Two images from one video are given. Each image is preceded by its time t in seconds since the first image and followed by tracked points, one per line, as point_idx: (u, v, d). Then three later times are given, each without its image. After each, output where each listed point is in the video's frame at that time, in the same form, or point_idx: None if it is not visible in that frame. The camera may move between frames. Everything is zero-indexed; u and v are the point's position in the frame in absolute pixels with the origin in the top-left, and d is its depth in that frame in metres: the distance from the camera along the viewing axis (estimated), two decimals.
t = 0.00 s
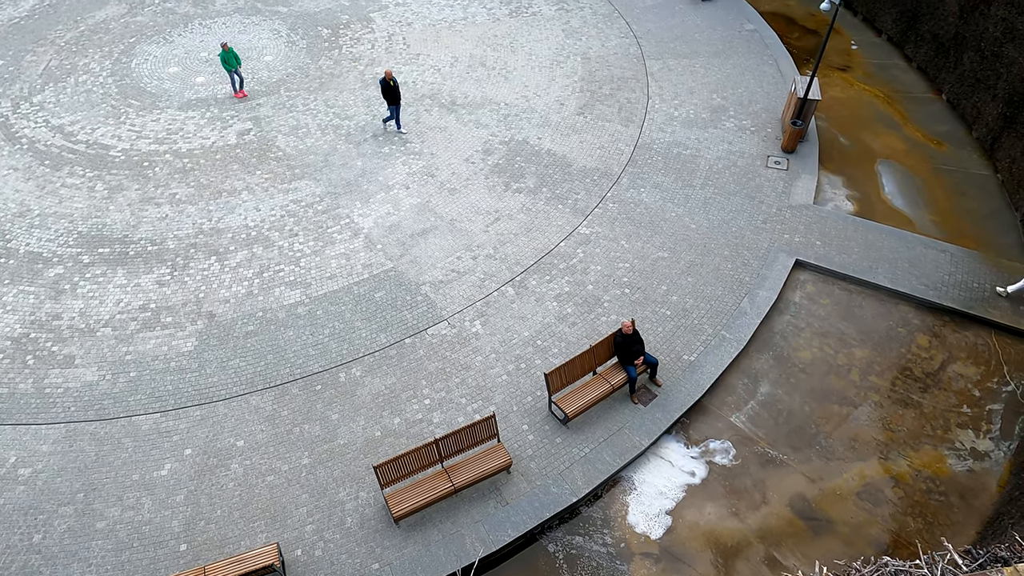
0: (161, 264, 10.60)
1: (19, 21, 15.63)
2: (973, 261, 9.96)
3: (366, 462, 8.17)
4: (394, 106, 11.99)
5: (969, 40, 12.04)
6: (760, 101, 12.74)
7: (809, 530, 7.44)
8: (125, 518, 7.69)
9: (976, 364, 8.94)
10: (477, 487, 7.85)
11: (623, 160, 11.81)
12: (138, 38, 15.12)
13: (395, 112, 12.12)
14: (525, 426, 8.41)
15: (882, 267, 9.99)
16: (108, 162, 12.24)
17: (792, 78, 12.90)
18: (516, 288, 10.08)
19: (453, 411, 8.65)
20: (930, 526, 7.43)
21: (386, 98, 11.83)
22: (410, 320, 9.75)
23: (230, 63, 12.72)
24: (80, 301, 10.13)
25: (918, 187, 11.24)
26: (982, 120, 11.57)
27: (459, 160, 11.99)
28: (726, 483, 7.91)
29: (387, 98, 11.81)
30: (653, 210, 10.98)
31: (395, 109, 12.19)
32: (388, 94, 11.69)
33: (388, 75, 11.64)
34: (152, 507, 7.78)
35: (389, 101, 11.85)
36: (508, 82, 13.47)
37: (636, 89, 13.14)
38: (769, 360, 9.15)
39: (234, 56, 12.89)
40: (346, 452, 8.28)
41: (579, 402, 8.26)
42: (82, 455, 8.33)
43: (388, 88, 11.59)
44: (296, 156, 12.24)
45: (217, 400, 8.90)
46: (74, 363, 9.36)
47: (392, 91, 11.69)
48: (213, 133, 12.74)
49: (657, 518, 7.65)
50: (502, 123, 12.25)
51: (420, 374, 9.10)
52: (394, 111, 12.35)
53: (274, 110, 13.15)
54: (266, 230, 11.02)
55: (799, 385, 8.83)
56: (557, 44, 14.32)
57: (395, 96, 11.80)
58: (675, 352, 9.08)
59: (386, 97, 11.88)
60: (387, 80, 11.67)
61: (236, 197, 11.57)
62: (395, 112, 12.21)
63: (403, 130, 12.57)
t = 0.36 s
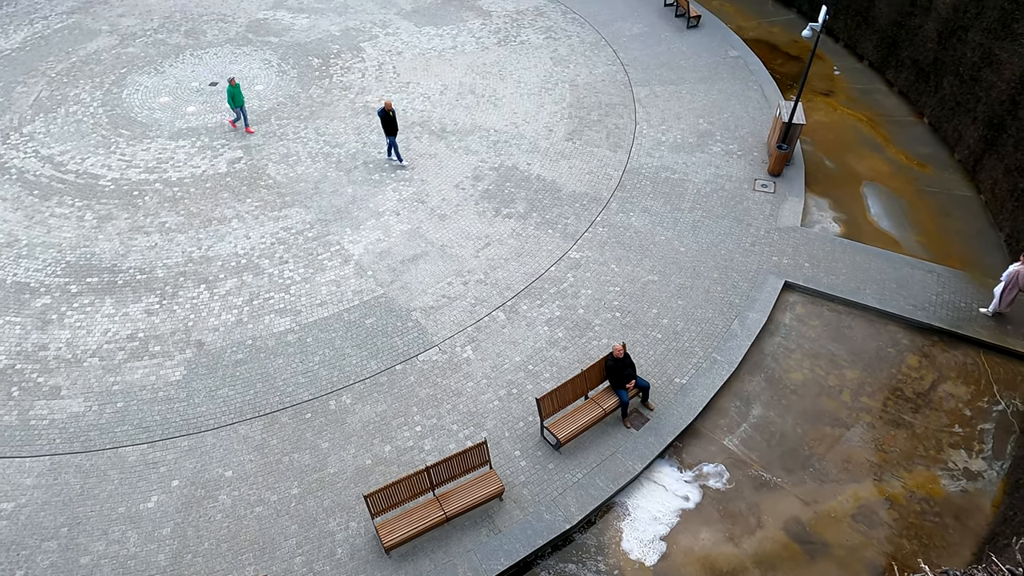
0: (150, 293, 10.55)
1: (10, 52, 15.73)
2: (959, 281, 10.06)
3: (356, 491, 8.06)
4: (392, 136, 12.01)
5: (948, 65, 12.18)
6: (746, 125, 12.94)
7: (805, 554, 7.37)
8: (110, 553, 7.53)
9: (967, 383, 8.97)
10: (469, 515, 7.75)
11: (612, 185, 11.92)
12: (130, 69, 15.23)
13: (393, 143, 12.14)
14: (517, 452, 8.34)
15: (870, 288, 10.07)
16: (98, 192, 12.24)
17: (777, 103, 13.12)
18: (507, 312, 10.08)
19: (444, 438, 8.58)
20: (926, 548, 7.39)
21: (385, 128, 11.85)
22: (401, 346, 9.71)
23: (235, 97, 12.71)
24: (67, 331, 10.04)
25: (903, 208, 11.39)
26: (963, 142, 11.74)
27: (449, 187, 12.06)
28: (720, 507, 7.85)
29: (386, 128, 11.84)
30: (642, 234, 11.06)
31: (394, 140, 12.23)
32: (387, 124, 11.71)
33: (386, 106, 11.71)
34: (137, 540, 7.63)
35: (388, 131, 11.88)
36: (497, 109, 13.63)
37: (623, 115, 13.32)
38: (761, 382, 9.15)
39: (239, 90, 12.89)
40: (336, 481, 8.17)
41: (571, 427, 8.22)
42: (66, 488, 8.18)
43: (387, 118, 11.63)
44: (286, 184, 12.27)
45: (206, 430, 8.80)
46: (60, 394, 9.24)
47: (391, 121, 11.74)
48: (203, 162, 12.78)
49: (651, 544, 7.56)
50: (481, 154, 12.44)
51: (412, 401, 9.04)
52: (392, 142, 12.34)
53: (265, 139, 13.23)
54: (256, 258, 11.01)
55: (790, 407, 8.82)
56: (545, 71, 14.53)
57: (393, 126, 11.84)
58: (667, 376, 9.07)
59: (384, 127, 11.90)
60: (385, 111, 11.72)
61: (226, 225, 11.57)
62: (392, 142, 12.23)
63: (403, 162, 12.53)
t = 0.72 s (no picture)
0: (156, 321, 10.64)
1: (24, 84, 16.06)
2: (959, 312, 10.12)
3: (359, 522, 8.04)
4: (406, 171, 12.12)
5: (944, 99, 12.20)
6: (745, 157, 13.14)
7: None
8: None
9: (969, 414, 8.99)
10: (472, 546, 7.72)
11: (613, 216, 12.08)
12: (141, 100, 15.51)
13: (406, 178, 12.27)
14: (520, 482, 8.34)
15: (870, 319, 10.14)
16: (106, 221, 12.40)
17: (776, 135, 13.34)
18: (510, 342, 10.15)
19: (447, 468, 8.59)
20: None
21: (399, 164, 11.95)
22: (404, 375, 9.76)
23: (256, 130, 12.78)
24: (73, 359, 10.11)
25: (902, 239, 11.52)
26: (960, 174, 11.82)
27: (453, 217, 12.21)
28: (724, 539, 7.81)
29: (401, 164, 11.94)
30: (644, 264, 11.18)
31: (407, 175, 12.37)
32: (403, 159, 11.81)
33: (402, 142, 11.82)
34: (139, 571, 7.61)
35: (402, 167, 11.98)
36: (500, 141, 13.86)
37: (625, 147, 13.54)
38: (764, 412, 9.17)
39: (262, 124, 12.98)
40: (339, 511, 8.16)
41: (574, 457, 8.22)
42: (69, 517, 8.18)
43: (403, 154, 11.73)
44: (292, 214, 12.42)
45: (209, 459, 8.81)
46: (65, 423, 9.28)
47: (407, 157, 11.85)
48: (211, 192, 12.97)
49: None
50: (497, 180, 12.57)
51: (415, 430, 9.06)
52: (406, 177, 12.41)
53: (272, 169, 13.42)
54: (262, 287, 11.12)
55: (793, 438, 8.83)
56: (547, 104, 14.82)
57: (408, 162, 11.95)
58: (669, 406, 9.10)
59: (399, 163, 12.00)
60: (401, 147, 11.83)
61: (233, 254, 11.71)
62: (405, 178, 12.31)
63: (415, 196, 12.63)
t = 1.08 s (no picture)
0: (172, 345, 10.77)
1: (45, 111, 16.32)
2: (969, 343, 10.16)
3: (372, 548, 8.07)
4: (428, 202, 12.22)
5: (951, 131, 12.33)
6: (754, 187, 13.31)
7: None
8: None
9: (982, 446, 8.99)
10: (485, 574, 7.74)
11: (624, 244, 12.22)
12: (158, 127, 15.70)
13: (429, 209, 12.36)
14: (533, 510, 8.37)
15: (881, 349, 10.19)
16: (124, 246, 12.59)
17: (784, 166, 13.52)
18: (522, 369, 10.22)
19: (460, 495, 8.62)
20: None
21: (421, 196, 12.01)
22: (417, 402, 9.83)
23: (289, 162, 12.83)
24: (90, 383, 10.24)
25: (911, 269, 11.61)
26: (969, 205, 11.93)
27: (466, 244, 12.36)
28: (737, 570, 7.80)
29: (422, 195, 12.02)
30: (655, 292, 11.29)
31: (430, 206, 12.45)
32: (424, 192, 11.89)
33: (423, 173, 11.89)
34: None
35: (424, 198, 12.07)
36: (512, 169, 14.08)
37: (634, 176, 13.74)
38: (775, 442, 9.19)
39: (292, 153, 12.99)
40: (352, 537, 8.19)
41: (587, 486, 8.25)
42: (84, 541, 8.25)
43: (425, 187, 11.80)
44: (307, 240, 12.57)
45: (224, 484, 8.88)
46: (81, 446, 9.38)
47: (428, 189, 11.90)
48: (227, 218, 13.13)
49: None
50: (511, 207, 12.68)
51: (428, 457, 9.11)
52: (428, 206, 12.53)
53: (287, 196, 13.59)
54: (276, 312, 11.25)
55: (805, 468, 8.84)
56: (558, 133, 15.06)
57: (430, 194, 12.03)
58: (681, 435, 9.13)
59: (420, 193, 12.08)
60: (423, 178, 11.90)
61: (248, 279, 11.85)
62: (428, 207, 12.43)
63: (439, 225, 12.75)
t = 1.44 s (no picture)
0: (198, 358, 10.91)
1: (78, 127, 16.60)
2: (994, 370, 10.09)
3: (394, 564, 8.09)
4: (462, 227, 12.20)
5: (973, 158, 12.35)
6: (775, 211, 13.38)
7: None
8: None
9: (1009, 476, 8.88)
10: None
11: (645, 266, 12.30)
12: (188, 144, 15.93)
13: (463, 234, 12.34)
14: (554, 529, 8.36)
15: (905, 375, 10.15)
16: (153, 260, 12.78)
17: (805, 191, 13.59)
18: (543, 388, 10.27)
19: (481, 513, 8.63)
20: None
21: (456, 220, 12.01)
22: (439, 419, 9.89)
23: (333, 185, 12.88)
24: (118, 394, 10.39)
25: (934, 296, 11.59)
26: (992, 232, 11.91)
27: (488, 264, 12.47)
28: None
29: (457, 220, 12.02)
30: (676, 314, 11.34)
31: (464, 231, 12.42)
32: (459, 216, 11.89)
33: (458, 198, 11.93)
34: None
35: (459, 223, 12.07)
36: (533, 190, 14.24)
37: (655, 199, 13.86)
38: (798, 467, 9.14)
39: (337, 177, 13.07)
40: (374, 553, 8.21)
41: (610, 506, 8.24)
42: (110, 550, 8.34)
43: (460, 211, 11.81)
44: (331, 257, 12.70)
45: (248, 496, 8.96)
46: (109, 456, 9.52)
47: (462, 213, 11.89)
48: (253, 234, 13.29)
49: None
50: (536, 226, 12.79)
51: (450, 474, 9.14)
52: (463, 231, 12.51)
53: (312, 213, 13.75)
54: (301, 327, 11.37)
55: (829, 494, 8.78)
56: (579, 155, 15.24)
57: (465, 219, 12.02)
58: (704, 457, 9.11)
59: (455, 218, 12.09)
60: (458, 203, 11.92)
61: (273, 294, 11.99)
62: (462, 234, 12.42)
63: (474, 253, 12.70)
